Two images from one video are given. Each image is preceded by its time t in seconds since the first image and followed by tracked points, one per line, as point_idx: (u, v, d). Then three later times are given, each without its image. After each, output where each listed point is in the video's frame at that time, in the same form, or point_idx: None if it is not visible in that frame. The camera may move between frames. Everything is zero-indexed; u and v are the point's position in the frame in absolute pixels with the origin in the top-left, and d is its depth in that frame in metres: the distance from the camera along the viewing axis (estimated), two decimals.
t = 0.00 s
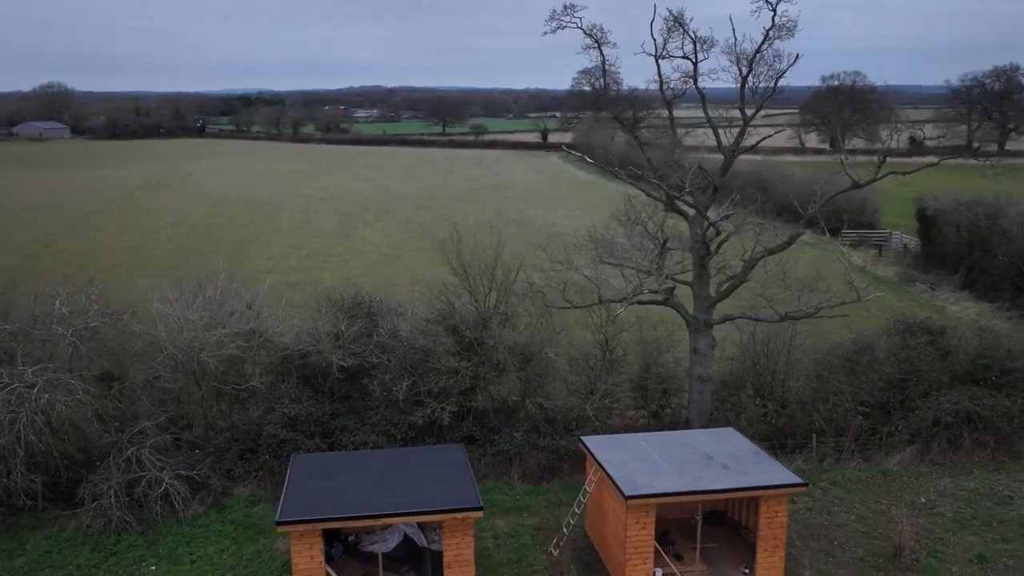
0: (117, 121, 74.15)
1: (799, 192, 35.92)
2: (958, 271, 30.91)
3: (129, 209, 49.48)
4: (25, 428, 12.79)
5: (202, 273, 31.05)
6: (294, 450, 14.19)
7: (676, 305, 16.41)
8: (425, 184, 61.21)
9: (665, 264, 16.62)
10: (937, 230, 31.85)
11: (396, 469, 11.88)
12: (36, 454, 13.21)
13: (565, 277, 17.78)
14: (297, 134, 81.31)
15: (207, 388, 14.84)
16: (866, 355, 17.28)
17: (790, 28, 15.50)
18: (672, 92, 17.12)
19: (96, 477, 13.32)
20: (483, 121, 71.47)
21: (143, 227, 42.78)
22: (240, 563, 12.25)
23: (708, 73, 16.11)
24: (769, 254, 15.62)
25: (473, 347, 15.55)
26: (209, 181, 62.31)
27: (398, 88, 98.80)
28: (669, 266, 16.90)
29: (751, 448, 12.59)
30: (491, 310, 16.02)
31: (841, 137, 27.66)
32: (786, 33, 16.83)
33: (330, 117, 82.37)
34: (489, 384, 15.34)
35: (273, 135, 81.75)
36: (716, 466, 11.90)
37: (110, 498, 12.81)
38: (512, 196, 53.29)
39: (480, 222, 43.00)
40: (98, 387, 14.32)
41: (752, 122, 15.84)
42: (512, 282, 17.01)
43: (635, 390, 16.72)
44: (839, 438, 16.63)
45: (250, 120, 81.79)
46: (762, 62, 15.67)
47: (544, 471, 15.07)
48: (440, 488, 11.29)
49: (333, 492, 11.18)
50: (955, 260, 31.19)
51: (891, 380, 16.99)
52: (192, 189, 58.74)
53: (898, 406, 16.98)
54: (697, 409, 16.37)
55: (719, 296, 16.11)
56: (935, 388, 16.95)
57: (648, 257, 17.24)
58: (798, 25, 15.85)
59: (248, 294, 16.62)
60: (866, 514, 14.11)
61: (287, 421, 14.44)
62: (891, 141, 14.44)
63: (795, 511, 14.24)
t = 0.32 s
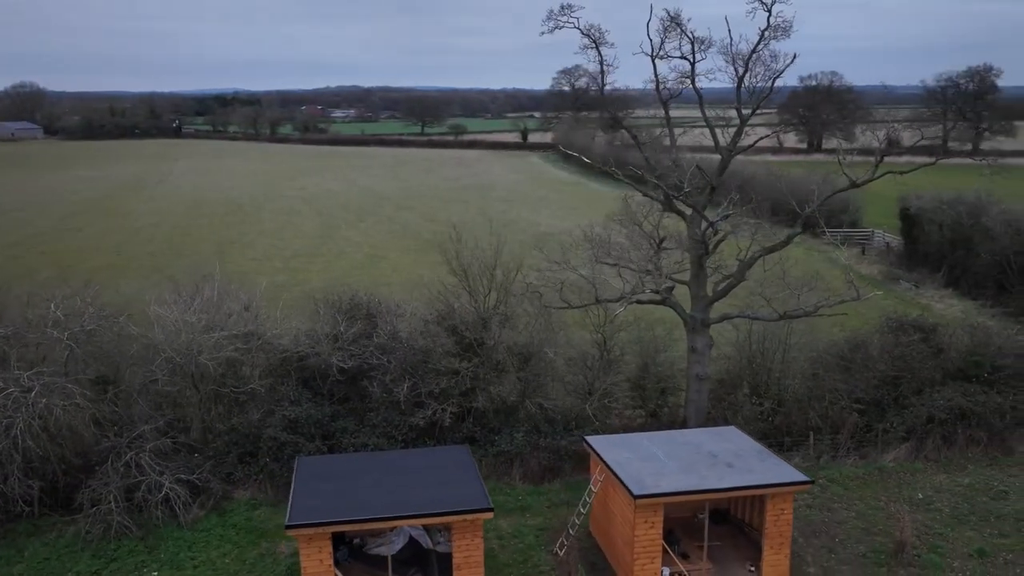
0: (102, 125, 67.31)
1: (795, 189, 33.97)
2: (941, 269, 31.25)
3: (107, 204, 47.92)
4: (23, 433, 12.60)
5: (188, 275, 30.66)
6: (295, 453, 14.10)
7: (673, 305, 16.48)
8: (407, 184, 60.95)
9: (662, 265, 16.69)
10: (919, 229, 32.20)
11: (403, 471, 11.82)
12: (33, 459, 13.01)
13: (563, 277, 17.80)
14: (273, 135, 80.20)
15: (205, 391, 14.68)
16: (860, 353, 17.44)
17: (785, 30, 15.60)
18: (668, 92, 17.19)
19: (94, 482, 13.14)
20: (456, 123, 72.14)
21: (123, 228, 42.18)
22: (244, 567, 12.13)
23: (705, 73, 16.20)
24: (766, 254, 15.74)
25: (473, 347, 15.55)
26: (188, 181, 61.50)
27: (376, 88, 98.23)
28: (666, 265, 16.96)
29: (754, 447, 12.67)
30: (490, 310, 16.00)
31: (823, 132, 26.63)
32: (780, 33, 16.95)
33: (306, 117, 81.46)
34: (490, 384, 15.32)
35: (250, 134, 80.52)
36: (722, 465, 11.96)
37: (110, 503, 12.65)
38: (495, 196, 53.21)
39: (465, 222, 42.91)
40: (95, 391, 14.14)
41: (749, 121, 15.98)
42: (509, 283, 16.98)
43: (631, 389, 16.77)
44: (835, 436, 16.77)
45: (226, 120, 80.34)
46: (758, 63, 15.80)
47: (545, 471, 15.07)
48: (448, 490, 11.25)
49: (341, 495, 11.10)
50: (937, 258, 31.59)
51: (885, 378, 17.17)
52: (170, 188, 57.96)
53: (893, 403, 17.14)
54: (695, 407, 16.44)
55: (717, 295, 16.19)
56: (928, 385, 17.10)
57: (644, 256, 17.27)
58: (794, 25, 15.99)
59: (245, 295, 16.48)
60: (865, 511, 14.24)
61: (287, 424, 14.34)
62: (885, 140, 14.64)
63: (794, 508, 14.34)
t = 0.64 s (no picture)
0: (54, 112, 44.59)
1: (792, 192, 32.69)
2: (924, 268, 31.59)
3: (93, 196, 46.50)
4: (21, 438, 12.41)
5: (175, 276, 30.34)
6: (296, 455, 14.00)
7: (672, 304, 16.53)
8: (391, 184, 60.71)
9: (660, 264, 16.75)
10: (903, 227, 32.74)
11: (410, 473, 11.76)
12: (32, 465, 12.81)
13: (560, 277, 17.81)
14: (253, 136, 59.85)
15: (205, 394, 14.55)
16: (855, 351, 17.62)
17: (783, 31, 15.65)
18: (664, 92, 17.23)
19: (94, 488, 12.95)
20: (439, 121, 67.17)
21: (105, 227, 41.66)
22: (249, 571, 12.01)
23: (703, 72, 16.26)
24: (765, 253, 15.86)
25: (474, 348, 15.49)
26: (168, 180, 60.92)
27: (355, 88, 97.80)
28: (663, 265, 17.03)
29: (759, 445, 12.75)
30: (491, 310, 15.99)
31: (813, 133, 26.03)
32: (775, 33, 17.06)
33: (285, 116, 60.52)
34: (491, 385, 15.29)
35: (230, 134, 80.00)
36: (728, 464, 12.03)
37: (111, 508, 12.47)
38: (479, 195, 53.12)
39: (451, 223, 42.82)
40: (93, 395, 13.96)
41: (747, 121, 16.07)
42: (509, 284, 16.98)
43: (631, 389, 16.81)
44: (832, 433, 16.91)
45: (200, 117, 58.41)
46: (756, 63, 15.90)
47: (547, 472, 15.05)
48: (458, 491, 11.20)
49: (351, 498, 11.02)
50: (920, 257, 31.97)
51: (880, 375, 17.36)
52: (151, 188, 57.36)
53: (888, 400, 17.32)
54: (694, 406, 16.52)
55: (716, 294, 16.27)
56: (922, 382, 17.32)
57: (642, 257, 17.34)
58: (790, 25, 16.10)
59: (243, 298, 16.37)
60: (865, 507, 14.37)
61: (288, 426, 14.24)
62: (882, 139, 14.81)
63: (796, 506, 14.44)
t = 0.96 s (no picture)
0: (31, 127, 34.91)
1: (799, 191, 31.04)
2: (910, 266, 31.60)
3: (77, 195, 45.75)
4: (22, 443, 12.25)
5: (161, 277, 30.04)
6: (300, 458, 13.90)
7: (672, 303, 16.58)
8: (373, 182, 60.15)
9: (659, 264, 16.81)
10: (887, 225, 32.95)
11: (419, 474, 11.74)
12: (32, 471, 12.64)
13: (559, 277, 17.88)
14: (231, 136, 61.03)
15: (206, 398, 14.44)
16: (851, 349, 17.80)
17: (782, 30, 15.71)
18: (663, 92, 17.29)
19: (96, 493, 12.77)
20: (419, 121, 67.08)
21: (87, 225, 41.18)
22: None
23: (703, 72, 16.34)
24: (765, 252, 15.98)
25: (476, 349, 15.51)
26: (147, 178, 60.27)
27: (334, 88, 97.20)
28: (662, 264, 17.10)
29: (764, 444, 12.83)
30: (492, 311, 15.99)
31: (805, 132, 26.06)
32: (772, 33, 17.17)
33: (263, 117, 63.07)
34: (493, 385, 15.29)
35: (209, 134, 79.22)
36: (736, 462, 12.09)
37: (114, 512, 12.29)
38: (462, 195, 52.88)
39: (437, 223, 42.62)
40: (92, 400, 13.81)
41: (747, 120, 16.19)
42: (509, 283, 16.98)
43: (630, 389, 16.83)
44: (830, 431, 17.04)
45: (176, 118, 58.89)
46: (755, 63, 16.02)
47: (550, 472, 15.02)
48: (470, 493, 11.17)
49: (363, 501, 10.97)
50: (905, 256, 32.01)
51: (876, 372, 17.56)
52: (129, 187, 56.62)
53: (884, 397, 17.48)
54: (693, 405, 16.58)
55: (716, 293, 16.33)
56: (916, 379, 17.55)
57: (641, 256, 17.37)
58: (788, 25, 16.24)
59: (241, 300, 16.27)
60: (867, 504, 14.48)
61: (291, 429, 14.15)
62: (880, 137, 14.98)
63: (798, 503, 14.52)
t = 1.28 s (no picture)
0: None
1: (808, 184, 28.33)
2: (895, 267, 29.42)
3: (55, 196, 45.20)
4: (25, 449, 12.07)
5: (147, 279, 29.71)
6: (305, 461, 13.79)
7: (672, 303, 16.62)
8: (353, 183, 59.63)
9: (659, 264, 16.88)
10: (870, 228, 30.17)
11: (428, 474, 11.73)
12: (34, 477, 12.44)
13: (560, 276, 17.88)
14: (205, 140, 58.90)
15: (207, 402, 14.34)
16: (847, 348, 18.03)
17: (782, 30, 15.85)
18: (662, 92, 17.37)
19: (99, 499, 12.57)
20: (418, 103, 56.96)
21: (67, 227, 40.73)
22: None
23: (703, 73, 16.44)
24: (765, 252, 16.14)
25: (478, 349, 15.58)
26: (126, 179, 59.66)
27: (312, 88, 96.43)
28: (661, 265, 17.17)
29: (770, 443, 12.92)
30: (493, 312, 16.01)
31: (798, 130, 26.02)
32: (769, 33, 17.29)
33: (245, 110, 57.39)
34: (496, 386, 15.30)
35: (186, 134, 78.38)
36: (745, 461, 12.15)
37: (119, 518, 12.08)
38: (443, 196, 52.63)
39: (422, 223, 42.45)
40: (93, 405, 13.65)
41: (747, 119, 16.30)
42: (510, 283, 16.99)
43: (630, 389, 16.82)
44: (828, 429, 17.17)
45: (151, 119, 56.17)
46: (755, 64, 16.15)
47: (554, 472, 14.98)
48: (483, 494, 11.13)
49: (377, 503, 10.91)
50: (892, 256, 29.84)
51: (871, 370, 17.82)
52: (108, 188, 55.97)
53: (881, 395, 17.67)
54: (693, 404, 16.61)
55: (716, 292, 16.37)
56: (912, 376, 17.87)
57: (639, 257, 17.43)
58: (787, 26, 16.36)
59: (241, 303, 16.19)
60: (868, 501, 14.58)
61: (295, 432, 14.05)
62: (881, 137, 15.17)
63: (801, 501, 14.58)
